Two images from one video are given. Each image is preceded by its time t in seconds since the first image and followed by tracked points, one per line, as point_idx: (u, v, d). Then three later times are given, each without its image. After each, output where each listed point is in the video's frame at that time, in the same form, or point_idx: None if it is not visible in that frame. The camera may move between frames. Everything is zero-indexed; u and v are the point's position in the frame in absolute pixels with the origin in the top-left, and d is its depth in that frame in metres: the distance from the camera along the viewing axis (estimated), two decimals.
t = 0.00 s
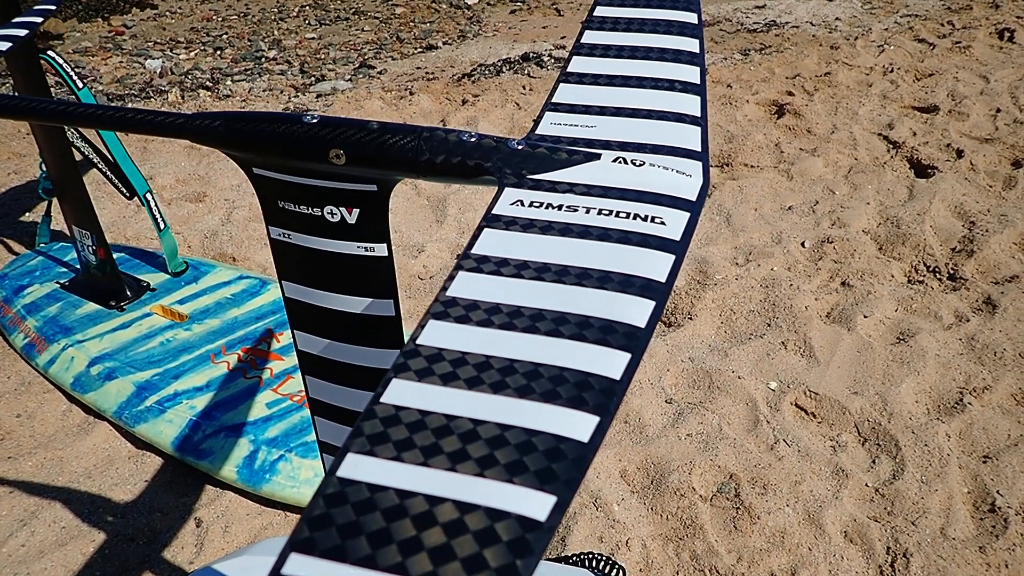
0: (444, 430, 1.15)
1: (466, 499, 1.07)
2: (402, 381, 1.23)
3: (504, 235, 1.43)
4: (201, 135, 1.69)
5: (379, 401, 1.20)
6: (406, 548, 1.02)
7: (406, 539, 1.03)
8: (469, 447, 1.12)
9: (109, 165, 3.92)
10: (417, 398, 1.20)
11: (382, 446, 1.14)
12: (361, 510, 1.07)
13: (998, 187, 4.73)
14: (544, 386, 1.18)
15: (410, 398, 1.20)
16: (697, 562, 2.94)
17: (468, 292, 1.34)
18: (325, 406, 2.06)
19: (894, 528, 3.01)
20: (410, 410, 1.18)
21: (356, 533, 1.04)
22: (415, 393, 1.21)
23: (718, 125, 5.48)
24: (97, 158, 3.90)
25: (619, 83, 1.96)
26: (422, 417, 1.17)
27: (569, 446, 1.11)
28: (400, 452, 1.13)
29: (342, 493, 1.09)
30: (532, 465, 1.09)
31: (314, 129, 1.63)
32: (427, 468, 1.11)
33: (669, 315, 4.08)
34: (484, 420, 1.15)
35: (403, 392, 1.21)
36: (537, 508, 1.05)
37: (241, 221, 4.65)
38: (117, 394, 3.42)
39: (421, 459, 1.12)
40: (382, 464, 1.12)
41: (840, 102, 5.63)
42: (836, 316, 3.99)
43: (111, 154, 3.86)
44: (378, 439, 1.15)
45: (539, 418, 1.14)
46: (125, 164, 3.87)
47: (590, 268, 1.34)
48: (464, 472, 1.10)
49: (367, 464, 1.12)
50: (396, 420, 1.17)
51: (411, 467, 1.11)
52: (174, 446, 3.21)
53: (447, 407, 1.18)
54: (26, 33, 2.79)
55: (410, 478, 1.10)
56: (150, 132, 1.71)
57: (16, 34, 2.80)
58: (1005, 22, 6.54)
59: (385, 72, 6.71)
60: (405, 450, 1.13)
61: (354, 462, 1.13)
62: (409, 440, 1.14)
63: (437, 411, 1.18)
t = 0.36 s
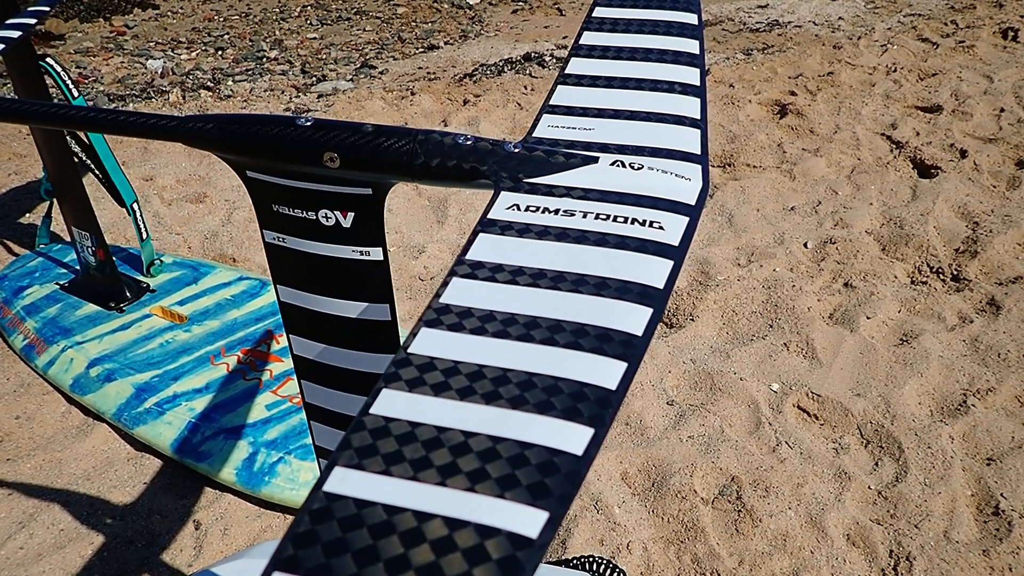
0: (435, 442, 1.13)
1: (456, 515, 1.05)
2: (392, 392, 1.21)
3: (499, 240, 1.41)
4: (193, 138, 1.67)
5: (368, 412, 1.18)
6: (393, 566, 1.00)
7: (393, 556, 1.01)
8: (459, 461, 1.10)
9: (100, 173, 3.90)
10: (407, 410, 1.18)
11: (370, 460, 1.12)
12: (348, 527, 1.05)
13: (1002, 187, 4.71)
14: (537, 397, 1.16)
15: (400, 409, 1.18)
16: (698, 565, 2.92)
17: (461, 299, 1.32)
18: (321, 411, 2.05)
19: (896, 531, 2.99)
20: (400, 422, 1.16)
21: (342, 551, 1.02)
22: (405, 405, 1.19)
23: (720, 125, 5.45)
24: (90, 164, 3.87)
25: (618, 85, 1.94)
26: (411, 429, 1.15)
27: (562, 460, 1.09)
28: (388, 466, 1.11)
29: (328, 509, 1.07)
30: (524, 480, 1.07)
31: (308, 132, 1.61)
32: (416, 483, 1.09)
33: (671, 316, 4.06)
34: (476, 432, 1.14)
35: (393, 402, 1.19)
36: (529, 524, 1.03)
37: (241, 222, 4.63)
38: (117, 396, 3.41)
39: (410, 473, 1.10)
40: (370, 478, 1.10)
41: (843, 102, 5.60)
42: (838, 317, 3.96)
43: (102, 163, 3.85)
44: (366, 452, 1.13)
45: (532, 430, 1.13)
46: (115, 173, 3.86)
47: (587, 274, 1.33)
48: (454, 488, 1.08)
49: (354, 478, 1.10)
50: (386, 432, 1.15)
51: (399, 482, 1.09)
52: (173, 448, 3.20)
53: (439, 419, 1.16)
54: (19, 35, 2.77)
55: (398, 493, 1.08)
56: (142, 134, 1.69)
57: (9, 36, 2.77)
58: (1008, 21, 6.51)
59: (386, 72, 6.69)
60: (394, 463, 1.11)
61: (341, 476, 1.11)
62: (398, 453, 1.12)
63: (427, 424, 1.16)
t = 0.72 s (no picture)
0: (425, 459, 1.11)
1: (445, 537, 1.02)
2: (381, 407, 1.19)
3: (493, 248, 1.41)
4: (183, 144, 1.65)
5: (356, 428, 1.16)
6: None
7: None
8: (449, 479, 1.08)
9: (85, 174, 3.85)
10: (396, 425, 1.16)
11: (357, 478, 1.10)
12: (333, 548, 1.02)
13: (1001, 189, 4.69)
14: (530, 412, 1.15)
15: (388, 425, 1.16)
16: (697, 571, 2.90)
17: (453, 310, 1.31)
18: (314, 418, 2.03)
19: (897, 536, 2.97)
20: (388, 438, 1.15)
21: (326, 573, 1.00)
22: (394, 420, 1.17)
23: (719, 126, 5.44)
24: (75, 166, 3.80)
25: (614, 88, 1.93)
26: (400, 445, 1.13)
27: (555, 477, 1.07)
28: (376, 484, 1.09)
29: (314, 530, 1.04)
30: (515, 499, 1.05)
31: (299, 137, 1.60)
32: (404, 502, 1.07)
33: (670, 319, 4.04)
34: (466, 449, 1.12)
35: (381, 419, 1.18)
36: (519, 546, 1.01)
37: (238, 224, 4.61)
38: (112, 400, 3.39)
39: (398, 493, 1.08)
40: (356, 498, 1.08)
41: (842, 104, 5.59)
42: (838, 320, 3.95)
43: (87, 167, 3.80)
44: (354, 470, 1.11)
45: (524, 447, 1.11)
46: (100, 177, 3.83)
47: (582, 284, 1.31)
48: (443, 507, 1.06)
49: (340, 498, 1.08)
50: (374, 449, 1.14)
51: (387, 501, 1.07)
52: (169, 453, 3.18)
53: (428, 434, 1.15)
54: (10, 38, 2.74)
55: (385, 513, 1.06)
56: (131, 139, 1.68)
57: None
58: (1007, 22, 6.50)
59: (384, 74, 6.68)
60: (382, 482, 1.09)
61: (328, 495, 1.09)
62: (386, 471, 1.11)
63: (417, 440, 1.14)
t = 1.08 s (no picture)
0: (415, 477, 1.09)
1: (435, 558, 1.00)
2: (372, 421, 1.17)
3: (489, 254, 1.39)
4: (177, 147, 1.65)
5: (346, 443, 1.14)
6: None
7: None
8: (441, 497, 1.06)
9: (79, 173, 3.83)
10: (387, 440, 1.15)
11: (346, 496, 1.08)
12: (320, 570, 1.00)
13: (1004, 192, 4.67)
14: (524, 427, 1.13)
15: (379, 440, 1.15)
16: None
17: (447, 320, 1.30)
18: (310, 424, 2.02)
19: (898, 541, 2.95)
20: (379, 454, 1.13)
21: None
22: (385, 435, 1.15)
23: (720, 128, 5.42)
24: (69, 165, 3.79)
25: (613, 92, 1.91)
26: (391, 461, 1.11)
27: (550, 496, 1.05)
28: (365, 503, 1.07)
29: (300, 551, 1.02)
30: (508, 518, 1.03)
31: (294, 141, 1.59)
32: (393, 522, 1.04)
33: (670, 322, 4.03)
34: (459, 465, 1.10)
35: (372, 433, 1.16)
36: (512, 567, 0.98)
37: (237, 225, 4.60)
38: (110, 401, 3.37)
39: (388, 511, 1.06)
40: (345, 517, 1.06)
41: (844, 105, 5.57)
42: (839, 323, 3.93)
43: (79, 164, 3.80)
44: (342, 487, 1.09)
45: (517, 464, 1.09)
46: (93, 173, 3.82)
47: (579, 293, 1.30)
48: (434, 527, 1.03)
49: (328, 517, 1.06)
50: (364, 465, 1.12)
51: (376, 521, 1.05)
52: (167, 455, 3.16)
53: (420, 450, 1.13)
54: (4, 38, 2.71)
55: (374, 532, 1.04)
56: (125, 142, 1.67)
57: None
58: (1010, 24, 6.48)
59: (385, 75, 6.66)
60: (371, 500, 1.07)
61: (314, 514, 1.06)
62: (376, 489, 1.08)
63: (408, 456, 1.12)
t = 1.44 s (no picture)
0: (398, 498, 1.06)
1: None
2: (354, 439, 1.15)
3: (478, 264, 1.40)
4: (160, 155, 1.62)
5: (326, 462, 1.11)
6: None
7: None
8: (424, 519, 1.04)
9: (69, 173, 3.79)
10: (368, 459, 1.12)
11: (326, 518, 1.05)
12: None
13: (997, 195, 4.67)
14: (511, 445, 1.12)
15: (360, 459, 1.12)
16: None
17: (434, 334, 1.29)
18: (297, 433, 2.00)
19: (894, 547, 2.94)
20: (361, 474, 1.10)
21: None
22: (367, 454, 1.13)
23: (714, 132, 5.42)
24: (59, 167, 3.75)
25: (604, 98, 1.91)
26: (373, 481, 1.09)
27: (537, 517, 1.03)
28: (346, 525, 1.04)
29: None
30: (493, 541, 1.01)
31: (278, 148, 1.57)
32: (375, 545, 1.01)
33: (664, 326, 4.01)
34: (443, 486, 1.07)
35: (353, 452, 1.13)
36: None
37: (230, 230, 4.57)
38: (100, 408, 3.34)
39: (369, 534, 1.03)
40: (323, 540, 1.02)
41: (838, 109, 5.57)
42: (833, 327, 3.92)
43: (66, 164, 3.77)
44: (322, 509, 1.06)
45: (504, 484, 1.07)
46: (80, 173, 3.78)
47: (569, 304, 1.30)
48: (417, 550, 1.00)
49: (306, 540, 1.02)
50: (345, 486, 1.09)
51: (356, 544, 1.01)
52: (157, 462, 3.13)
53: (403, 470, 1.10)
54: None
55: (354, 556, 1.00)
56: (109, 149, 1.65)
57: None
58: (1003, 28, 6.49)
59: (379, 78, 6.64)
60: (351, 523, 1.04)
61: (292, 537, 1.03)
62: (357, 510, 1.05)
63: (391, 476, 1.09)
